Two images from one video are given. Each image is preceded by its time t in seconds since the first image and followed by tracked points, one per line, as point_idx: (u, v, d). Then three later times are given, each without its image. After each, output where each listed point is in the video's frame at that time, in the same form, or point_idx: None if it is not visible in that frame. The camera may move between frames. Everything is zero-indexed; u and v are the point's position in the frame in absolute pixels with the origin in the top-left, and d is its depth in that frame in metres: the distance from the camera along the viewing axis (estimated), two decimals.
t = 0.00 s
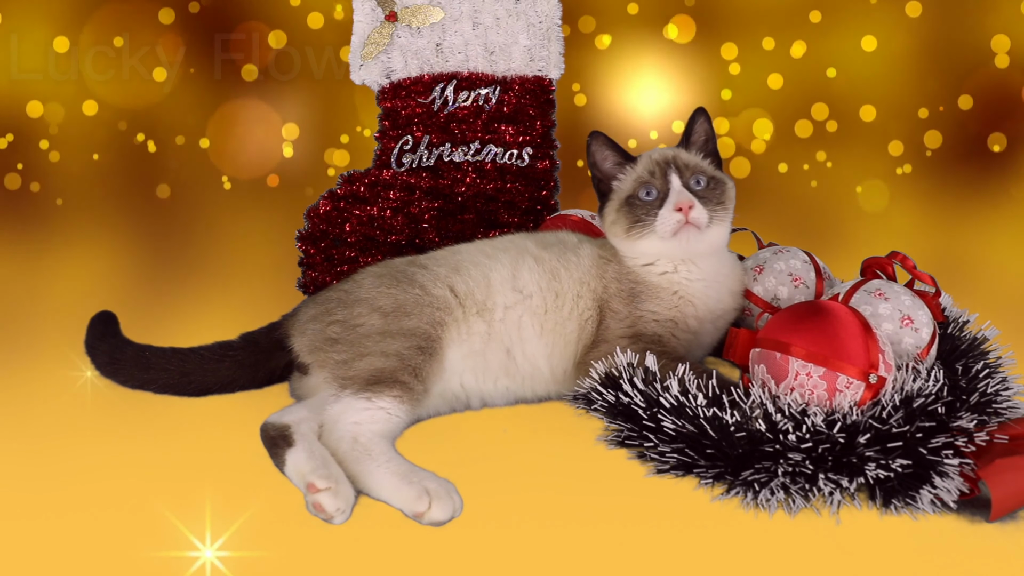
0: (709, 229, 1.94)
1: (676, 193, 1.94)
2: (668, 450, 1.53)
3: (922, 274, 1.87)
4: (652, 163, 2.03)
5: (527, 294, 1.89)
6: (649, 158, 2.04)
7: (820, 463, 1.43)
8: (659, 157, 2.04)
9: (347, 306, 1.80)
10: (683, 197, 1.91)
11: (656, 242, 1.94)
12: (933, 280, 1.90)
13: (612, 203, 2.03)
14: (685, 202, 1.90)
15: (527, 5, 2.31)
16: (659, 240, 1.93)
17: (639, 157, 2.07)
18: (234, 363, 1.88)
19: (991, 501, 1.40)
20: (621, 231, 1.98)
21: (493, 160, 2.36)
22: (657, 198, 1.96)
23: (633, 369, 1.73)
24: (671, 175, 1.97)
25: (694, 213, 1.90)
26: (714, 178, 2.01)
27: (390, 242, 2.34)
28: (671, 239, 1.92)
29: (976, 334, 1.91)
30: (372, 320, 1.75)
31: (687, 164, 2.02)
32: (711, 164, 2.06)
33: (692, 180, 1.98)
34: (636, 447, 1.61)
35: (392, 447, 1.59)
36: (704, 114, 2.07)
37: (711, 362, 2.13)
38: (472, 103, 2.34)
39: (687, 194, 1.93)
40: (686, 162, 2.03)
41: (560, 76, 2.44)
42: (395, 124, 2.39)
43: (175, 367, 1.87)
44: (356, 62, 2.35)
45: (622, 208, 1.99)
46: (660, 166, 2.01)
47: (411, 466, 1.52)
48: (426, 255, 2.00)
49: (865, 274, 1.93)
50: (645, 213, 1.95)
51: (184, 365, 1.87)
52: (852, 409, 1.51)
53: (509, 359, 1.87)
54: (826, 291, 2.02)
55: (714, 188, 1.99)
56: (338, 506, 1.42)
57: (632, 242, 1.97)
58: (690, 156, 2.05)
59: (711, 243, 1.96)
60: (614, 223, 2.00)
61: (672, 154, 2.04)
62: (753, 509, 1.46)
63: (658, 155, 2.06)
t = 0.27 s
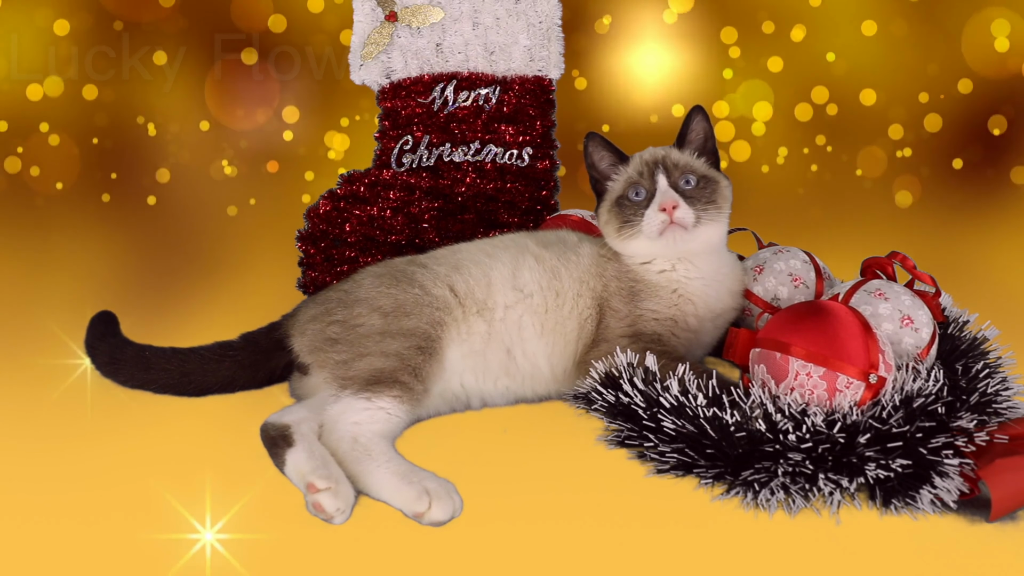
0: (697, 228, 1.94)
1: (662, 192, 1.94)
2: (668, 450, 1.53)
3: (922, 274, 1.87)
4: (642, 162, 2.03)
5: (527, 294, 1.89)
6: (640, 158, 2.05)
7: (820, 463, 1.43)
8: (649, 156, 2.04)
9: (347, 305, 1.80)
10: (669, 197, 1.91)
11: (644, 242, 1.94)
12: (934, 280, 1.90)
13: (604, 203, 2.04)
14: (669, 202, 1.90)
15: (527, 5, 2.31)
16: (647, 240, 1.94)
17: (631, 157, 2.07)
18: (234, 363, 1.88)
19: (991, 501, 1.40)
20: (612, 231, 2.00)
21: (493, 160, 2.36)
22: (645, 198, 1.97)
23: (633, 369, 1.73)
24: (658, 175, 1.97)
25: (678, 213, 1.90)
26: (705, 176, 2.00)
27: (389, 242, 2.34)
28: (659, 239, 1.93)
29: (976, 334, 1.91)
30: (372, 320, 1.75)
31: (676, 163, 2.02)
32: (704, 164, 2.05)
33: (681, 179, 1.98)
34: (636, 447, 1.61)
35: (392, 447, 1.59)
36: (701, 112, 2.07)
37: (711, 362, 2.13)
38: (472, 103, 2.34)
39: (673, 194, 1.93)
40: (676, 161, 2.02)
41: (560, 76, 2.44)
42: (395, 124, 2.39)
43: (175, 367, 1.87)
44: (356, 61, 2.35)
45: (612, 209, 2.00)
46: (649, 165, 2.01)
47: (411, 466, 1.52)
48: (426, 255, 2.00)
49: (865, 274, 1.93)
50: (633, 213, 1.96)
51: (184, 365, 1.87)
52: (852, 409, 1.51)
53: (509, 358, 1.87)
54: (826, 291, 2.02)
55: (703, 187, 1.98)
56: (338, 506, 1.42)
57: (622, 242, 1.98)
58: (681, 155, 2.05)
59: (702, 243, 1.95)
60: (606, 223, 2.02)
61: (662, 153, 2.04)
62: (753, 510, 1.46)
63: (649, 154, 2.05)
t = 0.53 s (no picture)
0: (698, 226, 1.94)
1: (664, 190, 1.94)
2: (668, 450, 1.53)
3: (922, 274, 1.87)
4: (643, 161, 2.03)
5: (527, 294, 1.89)
6: (640, 156, 2.05)
7: (820, 463, 1.43)
8: (650, 154, 2.04)
9: (347, 305, 1.80)
10: (670, 194, 1.92)
11: (645, 240, 1.94)
12: (933, 280, 1.90)
13: (604, 201, 2.04)
14: (671, 199, 1.90)
15: (527, 5, 2.31)
16: (648, 238, 1.94)
17: (631, 156, 2.07)
18: (234, 363, 1.88)
19: (991, 501, 1.40)
20: (613, 230, 2.00)
21: (493, 160, 2.36)
22: (646, 195, 1.97)
23: (633, 369, 1.73)
24: (660, 173, 1.97)
25: (680, 210, 1.90)
26: (705, 175, 2.01)
27: (389, 242, 2.34)
28: (660, 236, 1.93)
29: (976, 334, 1.91)
30: (372, 320, 1.75)
31: (677, 162, 2.02)
32: (704, 163, 2.05)
33: (682, 177, 1.98)
34: (636, 447, 1.61)
35: (392, 447, 1.59)
36: (700, 112, 2.07)
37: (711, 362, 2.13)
38: (472, 103, 2.34)
39: (675, 191, 1.93)
40: (677, 160, 2.03)
41: (560, 76, 2.44)
42: (395, 124, 2.39)
43: (175, 367, 1.87)
44: (356, 61, 2.35)
45: (613, 206, 2.00)
46: (650, 164, 2.01)
47: (411, 466, 1.52)
48: (426, 255, 2.00)
49: (865, 274, 1.93)
50: (634, 210, 1.96)
51: (184, 365, 1.87)
52: (852, 409, 1.51)
53: (509, 358, 1.87)
54: (826, 291, 2.02)
55: (704, 185, 1.98)
56: (338, 506, 1.42)
57: (623, 241, 1.98)
58: (681, 154, 2.05)
59: (702, 241, 1.96)
60: (606, 222, 2.02)
61: (663, 151, 2.04)
62: (753, 510, 1.46)
63: (650, 153, 2.06)
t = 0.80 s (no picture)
0: (709, 228, 1.95)
1: (679, 190, 1.94)
2: (668, 450, 1.53)
3: (922, 274, 1.87)
4: (656, 160, 2.02)
5: (527, 294, 1.89)
6: (652, 155, 2.04)
7: (820, 463, 1.43)
8: (663, 154, 2.04)
9: (347, 306, 1.80)
10: (687, 195, 1.92)
11: (656, 239, 1.94)
12: (933, 280, 1.90)
13: (613, 198, 2.03)
14: (688, 200, 1.91)
15: (527, 5, 2.31)
16: (659, 237, 1.94)
17: (642, 154, 2.07)
18: (234, 363, 1.88)
19: (991, 501, 1.40)
20: (622, 226, 1.98)
21: (493, 160, 2.36)
22: (660, 195, 1.96)
23: (633, 369, 1.73)
24: (675, 173, 1.97)
25: (696, 211, 1.91)
26: (716, 178, 2.02)
27: (390, 242, 2.34)
28: (672, 236, 1.93)
29: (976, 334, 1.91)
30: (372, 320, 1.75)
31: (690, 163, 2.02)
32: (712, 165, 2.06)
33: (695, 179, 1.98)
34: (636, 447, 1.61)
35: (392, 447, 1.59)
36: (708, 115, 2.08)
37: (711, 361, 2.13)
38: (472, 103, 2.34)
39: (691, 193, 1.93)
40: (689, 161, 2.03)
41: (560, 76, 2.44)
42: (395, 124, 2.39)
43: (175, 367, 1.87)
44: (356, 61, 2.35)
45: (624, 204, 1.99)
46: (663, 164, 2.01)
47: (411, 466, 1.52)
48: (426, 255, 2.00)
49: (865, 274, 1.93)
50: (647, 209, 1.95)
51: (184, 365, 1.87)
52: (852, 409, 1.51)
53: (509, 358, 1.87)
54: (826, 291, 2.02)
55: (716, 188, 1.99)
56: (338, 506, 1.42)
57: (632, 238, 1.97)
58: (692, 155, 2.05)
59: (710, 243, 1.97)
60: (615, 218, 2.00)
61: (676, 152, 2.04)
62: (753, 509, 1.46)
63: (662, 152, 2.05)
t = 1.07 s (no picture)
0: (715, 229, 1.96)
1: (688, 190, 1.94)
2: (668, 450, 1.53)
3: (922, 274, 1.87)
4: (664, 160, 2.02)
5: (528, 294, 1.89)
6: (660, 155, 2.04)
7: (820, 463, 1.43)
8: (670, 154, 2.04)
9: (347, 305, 1.80)
10: (696, 196, 1.92)
11: (663, 238, 1.94)
12: (933, 280, 1.90)
13: (619, 197, 2.03)
14: (698, 200, 1.91)
15: (527, 5, 2.31)
16: (666, 237, 1.94)
17: (648, 154, 2.07)
18: (234, 363, 1.88)
19: (991, 501, 1.40)
20: (629, 225, 1.98)
21: (493, 160, 2.36)
22: (668, 194, 1.96)
23: (633, 369, 1.73)
24: (684, 173, 1.97)
25: (705, 212, 1.91)
26: (721, 179, 2.02)
27: (390, 242, 2.34)
28: (679, 236, 1.93)
29: (976, 334, 1.91)
30: (372, 320, 1.75)
31: (697, 164, 2.03)
32: (717, 166, 2.07)
33: (702, 179, 1.99)
34: (636, 447, 1.61)
35: (392, 447, 1.59)
36: (712, 116, 2.08)
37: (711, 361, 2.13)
38: (472, 103, 2.34)
39: (700, 193, 1.94)
40: (696, 162, 2.03)
41: (560, 76, 2.44)
42: (395, 124, 2.39)
43: (175, 367, 1.87)
44: (356, 61, 2.35)
45: (631, 202, 1.99)
46: (671, 163, 2.01)
47: (411, 466, 1.52)
48: (426, 255, 2.00)
49: (865, 274, 1.93)
50: (655, 208, 1.95)
51: (184, 365, 1.87)
52: (852, 409, 1.51)
53: (509, 358, 1.87)
54: (826, 291, 2.02)
55: (721, 189, 2.00)
56: (338, 506, 1.42)
57: (639, 237, 1.96)
58: (699, 155, 2.06)
59: (714, 244, 1.97)
60: (621, 217, 2.00)
61: (683, 152, 2.04)
62: (753, 509, 1.46)
63: (669, 152, 2.05)
